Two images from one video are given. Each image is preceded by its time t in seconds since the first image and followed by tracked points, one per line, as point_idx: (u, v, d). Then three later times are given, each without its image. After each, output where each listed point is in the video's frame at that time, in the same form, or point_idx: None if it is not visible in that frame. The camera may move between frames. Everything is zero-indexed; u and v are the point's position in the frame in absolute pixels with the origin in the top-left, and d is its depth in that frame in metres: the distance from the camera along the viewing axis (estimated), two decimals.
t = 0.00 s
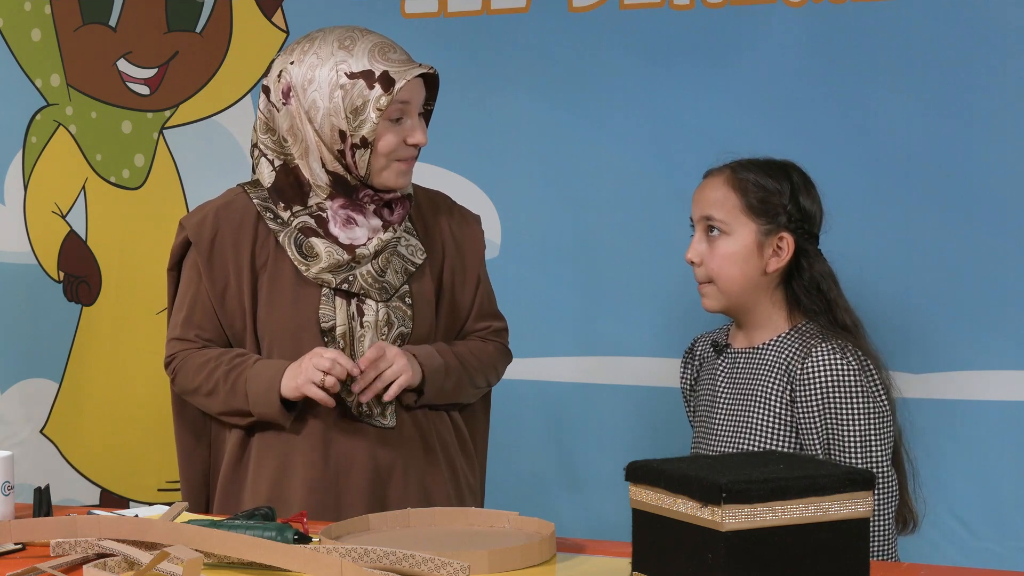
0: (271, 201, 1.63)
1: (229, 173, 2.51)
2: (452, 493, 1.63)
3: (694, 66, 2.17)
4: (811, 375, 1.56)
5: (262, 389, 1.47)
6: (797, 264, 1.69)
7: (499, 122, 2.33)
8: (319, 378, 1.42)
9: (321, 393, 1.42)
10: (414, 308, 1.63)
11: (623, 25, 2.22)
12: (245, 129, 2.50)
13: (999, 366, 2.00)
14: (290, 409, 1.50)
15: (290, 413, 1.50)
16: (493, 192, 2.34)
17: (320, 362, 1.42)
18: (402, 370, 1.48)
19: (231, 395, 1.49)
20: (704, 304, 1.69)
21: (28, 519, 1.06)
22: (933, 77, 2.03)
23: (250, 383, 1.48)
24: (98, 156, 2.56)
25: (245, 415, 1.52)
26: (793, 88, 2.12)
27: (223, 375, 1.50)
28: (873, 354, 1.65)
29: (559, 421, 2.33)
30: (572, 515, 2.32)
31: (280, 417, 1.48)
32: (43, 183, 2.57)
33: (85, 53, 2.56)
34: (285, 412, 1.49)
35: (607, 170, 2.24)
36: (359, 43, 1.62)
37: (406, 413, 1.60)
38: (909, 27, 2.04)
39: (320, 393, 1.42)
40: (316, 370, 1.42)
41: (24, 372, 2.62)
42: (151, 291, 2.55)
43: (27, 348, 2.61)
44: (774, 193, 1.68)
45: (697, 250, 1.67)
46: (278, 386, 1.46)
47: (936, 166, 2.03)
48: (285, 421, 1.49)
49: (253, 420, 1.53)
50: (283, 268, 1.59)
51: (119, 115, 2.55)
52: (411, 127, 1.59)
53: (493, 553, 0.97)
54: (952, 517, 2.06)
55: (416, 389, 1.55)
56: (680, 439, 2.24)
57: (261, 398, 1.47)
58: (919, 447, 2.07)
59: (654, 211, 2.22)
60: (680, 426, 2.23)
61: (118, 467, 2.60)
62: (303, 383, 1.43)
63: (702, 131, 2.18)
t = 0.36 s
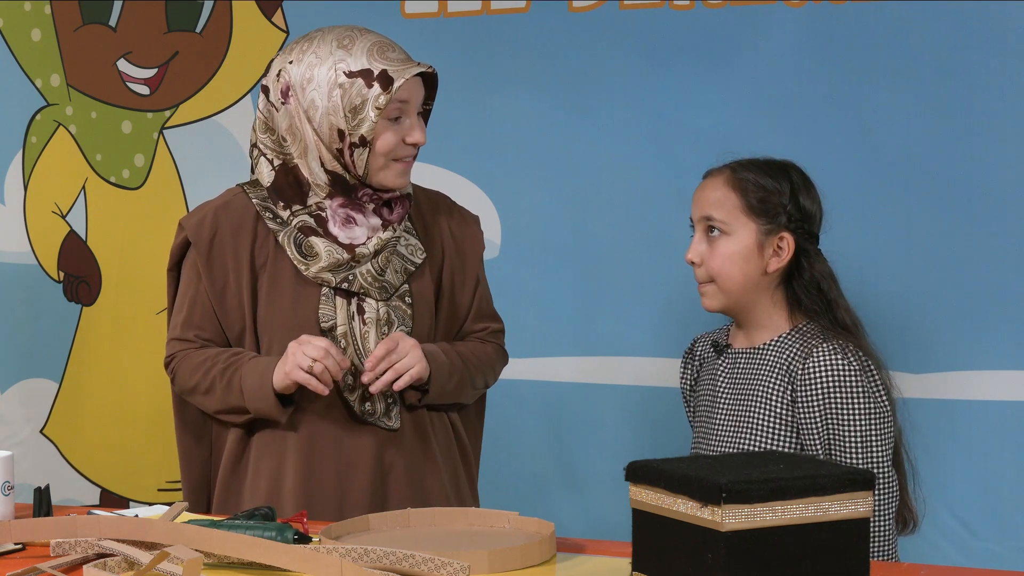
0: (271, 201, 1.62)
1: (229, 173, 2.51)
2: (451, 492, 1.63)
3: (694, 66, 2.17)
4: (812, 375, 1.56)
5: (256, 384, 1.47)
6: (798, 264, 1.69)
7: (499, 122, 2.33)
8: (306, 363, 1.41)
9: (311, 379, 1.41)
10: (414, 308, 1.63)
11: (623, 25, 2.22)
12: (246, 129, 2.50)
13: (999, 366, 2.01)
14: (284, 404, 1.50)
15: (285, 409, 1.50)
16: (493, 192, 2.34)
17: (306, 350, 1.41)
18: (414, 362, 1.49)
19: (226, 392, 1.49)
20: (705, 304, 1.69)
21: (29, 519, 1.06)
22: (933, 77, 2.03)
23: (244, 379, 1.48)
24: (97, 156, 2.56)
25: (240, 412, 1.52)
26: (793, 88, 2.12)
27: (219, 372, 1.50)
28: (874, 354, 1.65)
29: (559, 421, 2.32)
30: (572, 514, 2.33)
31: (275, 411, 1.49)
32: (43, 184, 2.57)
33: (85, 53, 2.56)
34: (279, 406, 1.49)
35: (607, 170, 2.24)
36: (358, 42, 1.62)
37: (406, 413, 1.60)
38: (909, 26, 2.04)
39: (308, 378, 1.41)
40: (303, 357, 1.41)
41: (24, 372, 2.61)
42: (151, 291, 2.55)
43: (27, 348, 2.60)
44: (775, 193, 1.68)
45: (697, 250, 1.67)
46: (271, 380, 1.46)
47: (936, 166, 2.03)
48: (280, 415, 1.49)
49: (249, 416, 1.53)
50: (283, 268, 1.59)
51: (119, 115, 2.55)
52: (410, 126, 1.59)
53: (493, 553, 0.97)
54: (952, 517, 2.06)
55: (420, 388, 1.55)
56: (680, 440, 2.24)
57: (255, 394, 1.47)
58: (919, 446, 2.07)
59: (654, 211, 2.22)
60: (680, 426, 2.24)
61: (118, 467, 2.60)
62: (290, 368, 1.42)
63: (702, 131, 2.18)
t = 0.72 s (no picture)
0: (268, 198, 1.62)
1: (229, 173, 2.51)
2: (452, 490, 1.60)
3: (694, 65, 2.17)
4: (814, 375, 1.56)
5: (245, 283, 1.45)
6: (801, 263, 1.69)
7: (499, 122, 2.33)
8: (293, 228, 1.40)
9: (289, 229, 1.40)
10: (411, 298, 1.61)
11: (623, 25, 2.22)
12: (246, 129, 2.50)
13: (998, 366, 2.01)
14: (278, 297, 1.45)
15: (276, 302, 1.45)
16: (493, 192, 2.34)
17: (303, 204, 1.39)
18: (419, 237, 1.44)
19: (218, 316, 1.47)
20: (706, 304, 1.69)
21: (29, 519, 1.06)
22: (933, 77, 2.03)
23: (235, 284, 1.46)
24: (97, 156, 2.56)
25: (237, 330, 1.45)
26: (793, 87, 2.12)
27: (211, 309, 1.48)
28: (876, 354, 1.65)
29: (559, 421, 2.33)
30: (572, 514, 2.32)
31: (266, 302, 1.43)
32: (43, 184, 2.57)
33: (84, 53, 2.55)
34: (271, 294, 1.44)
35: (607, 170, 2.24)
36: (335, 44, 1.59)
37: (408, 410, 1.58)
38: (909, 26, 2.04)
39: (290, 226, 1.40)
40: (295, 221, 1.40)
41: (24, 371, 2.62)
42: (151, 291, 2.55)
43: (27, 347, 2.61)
44: (776, 193, 1.68)
45: (699, 250, 1.67)
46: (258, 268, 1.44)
47: (936, 166, 2.03)
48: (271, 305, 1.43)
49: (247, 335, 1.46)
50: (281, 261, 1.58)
51: (119, 114, 2.55)
52: (392, 125, 1.56)
53: (493, 552, 0.97)
54: (952, 516, 2.06)
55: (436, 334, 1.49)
56: (680, 440, 2.24)
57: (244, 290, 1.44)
58: (919, 446, 2.07)
59: (654, 211, 2.22)
60: (680, 426, 2.24)
61: (118, 467, 2.60)
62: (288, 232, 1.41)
63: (702, 131, 2.18)
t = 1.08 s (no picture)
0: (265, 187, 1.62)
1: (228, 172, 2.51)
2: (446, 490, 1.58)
3: (693, 66, 2.17)
4: (816, 376, 1.56)
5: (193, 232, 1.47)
6: (802, 263, 1.69)
7: (499, 122, 2.33)
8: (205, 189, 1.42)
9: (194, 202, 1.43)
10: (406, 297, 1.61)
11: (623, 25, 2.22)
12: (246, 129, 2.50)
13: (998, 366, 2.01)
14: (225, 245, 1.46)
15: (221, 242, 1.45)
16: (493, 192, 2.34)
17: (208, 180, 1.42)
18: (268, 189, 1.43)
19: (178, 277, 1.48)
20: (707, 303, 1.69)
21: (29, 519, 1.06)
22: (932, 77, 2.03)
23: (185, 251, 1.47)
24: (98, 156, 2.56)
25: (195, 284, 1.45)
26: (793, 87, 2.12)
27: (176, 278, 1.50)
28: (877, 355, 1.64)
29: (559, 421, 2.33)
30: (572, 514, 2.33)
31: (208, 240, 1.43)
32: (43, 184, 2.57)
33: (84, 53, 2.55)
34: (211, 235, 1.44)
35: (607, 170, 2.24)
36: (300, 48, 1.59)
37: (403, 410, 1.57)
38: (909, 26, 2.04)
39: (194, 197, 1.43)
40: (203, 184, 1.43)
41: (24, 371, 2.61)
42: (151, 290, 2.55)
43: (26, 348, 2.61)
44: (778, 192, 1.68)
45: (700, 250, 1.67)
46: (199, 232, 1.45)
47: (936, 166, 2.03)
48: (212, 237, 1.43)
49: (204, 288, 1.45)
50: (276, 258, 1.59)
51: (119, 115, 2.55)
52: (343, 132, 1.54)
53: (493, 553, 0.97)
54: (952, 516, 2.06)
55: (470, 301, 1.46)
56: (680, 440, 2.24)
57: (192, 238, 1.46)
58: (919, 447, 2.07)
59: (654, 211, 2.22)
60: (680, 426, 2.24)
61: (118, 467, 2.60)
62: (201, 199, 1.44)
63: (703, 131, 2.17)
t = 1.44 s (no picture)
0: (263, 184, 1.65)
1: (228, 173, 2.51)
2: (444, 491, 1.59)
3: (693, 66, 2.17)
4: (817, 375, 1.56)
5: (247, 330, 1.46)
6: (804, 263, 1.69)
7: (499, 122, 2.33)
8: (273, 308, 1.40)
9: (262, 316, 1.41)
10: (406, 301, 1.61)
11: (623, 25, 2.22)
12: (246, 129, 2.50)
13: (998, 366, 2.01)
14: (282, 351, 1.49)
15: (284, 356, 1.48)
16: (493, 192, 2.34)
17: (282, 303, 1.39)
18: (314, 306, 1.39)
19: (227, 356, 1.48)
20: (707, 302, 1.69)
21: (29, 519, 1.06)
22: (932, 77, 2.03)
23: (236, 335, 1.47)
24: (97, 156, 2.56)
25: (246, 375, 1.49)
26: (793, 87, 2.12)
27: (219, 343, 1.50)
28: (878, 355, 1.64)
29: (559, 421, 2.33)
30: (572, 514, 2.33)
31: (272, 359, 1.45)
32: (44, 184, 2.57)
33: (84, 53, 2.56)
34: (274, 351, 1.46)
35: (607, 170, 2.24)
36: (306, 42, 1.59)
37: (403, 412, 1.58)
38: (908, 26, 2.04)
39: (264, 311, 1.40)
40: (273, 299, 1.40)
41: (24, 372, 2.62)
42: (151, 290, 2.55)
43: (28, 348, 2.61)
44: (778, 192, 1.68)
45: (701, 251, 1.67)
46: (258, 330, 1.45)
47: (936, 166, 2.03)
48: (276, 362, 1.46)
49: (255, 378, 1.50)
50: (280, 263, 1.59)
51: (118, 115, 2.55)
52: (341, 132, 1.55)
53: (493, 553, 0.97)
54: (953, 516, 2.06)
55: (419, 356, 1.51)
56: (680, 440, 2.24)
57: (247, 342, 1.45)
58: (919, 447, 2.07)
59: (654, 211, 2.22)
60: (680, 426, 2.24)
61: (118, 467, 2.60)
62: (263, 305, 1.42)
63: (703, 131, 2.17)
